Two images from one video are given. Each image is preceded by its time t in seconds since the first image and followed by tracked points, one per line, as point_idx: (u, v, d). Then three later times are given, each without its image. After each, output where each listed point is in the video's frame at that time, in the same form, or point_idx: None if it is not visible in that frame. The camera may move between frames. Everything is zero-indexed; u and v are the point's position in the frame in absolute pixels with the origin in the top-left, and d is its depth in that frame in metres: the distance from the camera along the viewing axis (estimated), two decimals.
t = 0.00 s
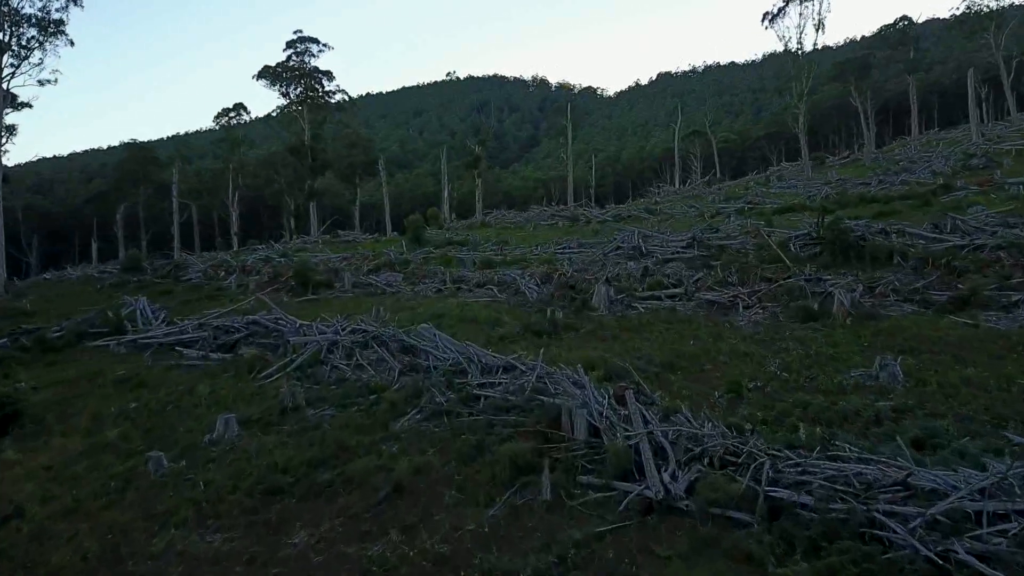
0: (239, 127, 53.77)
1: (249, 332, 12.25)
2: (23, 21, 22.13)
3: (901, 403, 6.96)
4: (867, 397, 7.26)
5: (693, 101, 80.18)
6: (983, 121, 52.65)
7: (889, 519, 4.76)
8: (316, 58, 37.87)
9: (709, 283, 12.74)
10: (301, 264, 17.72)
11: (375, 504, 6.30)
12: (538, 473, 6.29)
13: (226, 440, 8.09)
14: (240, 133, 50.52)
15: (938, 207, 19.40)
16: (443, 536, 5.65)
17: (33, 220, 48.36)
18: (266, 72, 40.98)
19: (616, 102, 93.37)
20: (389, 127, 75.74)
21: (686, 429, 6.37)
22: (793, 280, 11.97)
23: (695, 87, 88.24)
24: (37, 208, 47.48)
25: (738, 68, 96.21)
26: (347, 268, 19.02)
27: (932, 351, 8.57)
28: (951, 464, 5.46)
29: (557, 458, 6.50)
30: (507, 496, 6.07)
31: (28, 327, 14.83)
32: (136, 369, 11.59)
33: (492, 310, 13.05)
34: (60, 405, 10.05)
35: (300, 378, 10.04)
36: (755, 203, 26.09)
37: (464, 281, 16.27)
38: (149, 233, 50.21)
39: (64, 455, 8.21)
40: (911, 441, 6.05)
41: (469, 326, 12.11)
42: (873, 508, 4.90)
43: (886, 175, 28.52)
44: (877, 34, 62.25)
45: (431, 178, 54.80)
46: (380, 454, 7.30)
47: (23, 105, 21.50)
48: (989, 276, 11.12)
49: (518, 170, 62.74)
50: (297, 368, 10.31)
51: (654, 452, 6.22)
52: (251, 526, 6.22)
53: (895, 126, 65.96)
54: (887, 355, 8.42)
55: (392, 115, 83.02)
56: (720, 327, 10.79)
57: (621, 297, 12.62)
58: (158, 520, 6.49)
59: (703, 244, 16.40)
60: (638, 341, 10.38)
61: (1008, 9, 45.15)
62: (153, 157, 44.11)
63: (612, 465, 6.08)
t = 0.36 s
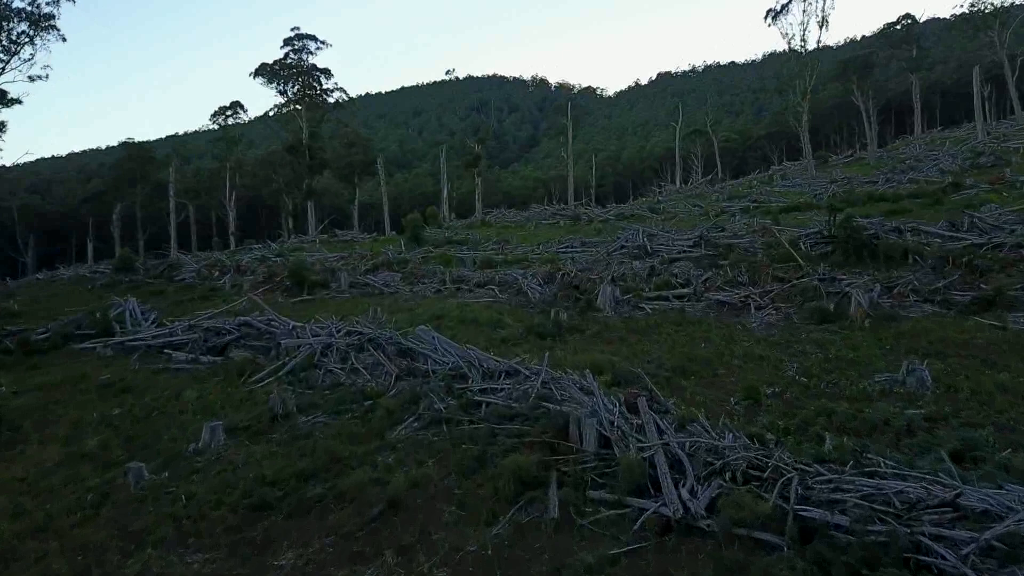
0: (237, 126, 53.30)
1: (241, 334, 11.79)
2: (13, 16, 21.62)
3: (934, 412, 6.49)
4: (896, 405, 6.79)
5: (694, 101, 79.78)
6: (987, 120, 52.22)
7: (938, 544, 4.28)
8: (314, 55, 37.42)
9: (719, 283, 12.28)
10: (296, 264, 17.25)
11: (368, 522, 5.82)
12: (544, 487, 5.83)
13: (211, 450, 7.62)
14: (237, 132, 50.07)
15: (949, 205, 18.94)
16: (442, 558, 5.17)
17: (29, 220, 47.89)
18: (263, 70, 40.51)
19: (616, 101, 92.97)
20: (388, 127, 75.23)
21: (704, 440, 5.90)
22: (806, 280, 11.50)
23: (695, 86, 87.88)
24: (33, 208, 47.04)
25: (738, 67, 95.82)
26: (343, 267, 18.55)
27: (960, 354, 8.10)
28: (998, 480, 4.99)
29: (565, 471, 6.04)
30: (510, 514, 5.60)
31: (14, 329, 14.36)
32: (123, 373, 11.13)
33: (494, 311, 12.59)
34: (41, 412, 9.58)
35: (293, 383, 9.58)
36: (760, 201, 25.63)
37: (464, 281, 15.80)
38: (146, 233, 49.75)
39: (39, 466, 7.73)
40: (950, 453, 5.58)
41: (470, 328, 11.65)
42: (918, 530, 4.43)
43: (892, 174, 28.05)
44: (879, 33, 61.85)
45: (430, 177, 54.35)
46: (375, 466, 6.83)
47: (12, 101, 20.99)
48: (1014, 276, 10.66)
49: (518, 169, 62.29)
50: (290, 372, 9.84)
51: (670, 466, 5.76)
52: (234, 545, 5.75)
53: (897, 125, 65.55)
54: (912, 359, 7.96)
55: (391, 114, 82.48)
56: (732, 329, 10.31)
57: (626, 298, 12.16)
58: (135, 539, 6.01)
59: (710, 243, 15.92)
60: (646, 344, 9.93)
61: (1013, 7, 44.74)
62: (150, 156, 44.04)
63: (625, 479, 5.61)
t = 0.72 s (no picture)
0: (234, 125, 52.85)
1: (231, 336, 11.32)
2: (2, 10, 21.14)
3: (970, 421, 6.05)
4: (928, 413, 6.34)
5: (694, 100, 79.45)
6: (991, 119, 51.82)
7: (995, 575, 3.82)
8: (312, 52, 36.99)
9: (729, 283, 11.83)
10: (291, 264, 16.79)
11: (360, 541, 5.33)
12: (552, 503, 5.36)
13: (195, 461, 7.17)
14: (235, 131, 49.62)
15: (960, 203, 18.53)
16: None
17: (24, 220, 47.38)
18: (260, 67, 40.02)
19: (616, 101, 92.65)
20: (387, 127, 74.74)
21: (726, 453, 5.44)
22: (820, 279, 11.05)
23: (695, 86, 87.55)
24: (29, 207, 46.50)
25: (738, 67, 95.49)
26: (340, 267, 18.07)
27: (990, 358, 7.66)
28: None
29: (574, 486, 5.56)
30: (516, 533, 5.13)
31: None
32: (108, 376, 10.66)
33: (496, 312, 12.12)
34: (19, 419, 9.11)
35: (285, 388, 9.12)
36: (764, 201, 25.16)
37: (464, 281, 15.34)
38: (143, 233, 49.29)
39: (11, 477, 7.25)
40: (994, 469, 5.12)
41: (470, 330, 11.19)
42: (971, 559, 3.98)
43: (898, 172, 27.65)
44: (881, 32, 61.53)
45: (429, 177, 53.91)
46: (370, 478, 6.35)
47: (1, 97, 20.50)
48: None
49: (518, 169, 61.89)
50: (281, 377, 9.37)
51: (689, 481, 5.30)
52: (215, 567, 5.27)
53: (899, 125, 65.18)
54: (940, 364, 7.50)
55: (390, 114, 82.03)
56: (744, 331, 9.85)
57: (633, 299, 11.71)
58: (107, 560, 5.53)
59: (717, 242, 15.46)
60: (656, 346, 9.47)
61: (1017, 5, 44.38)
62: (146, 156, 43.50)
63: (640, 496, 5.15)
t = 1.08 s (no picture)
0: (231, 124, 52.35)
1: (221, 338, 10.84)
2: None
3: (1012, 433, 5.60)
4: (964, 424, 5.90)
5: (695, 100, 79.02)
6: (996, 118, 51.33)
7: None
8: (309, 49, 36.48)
9: (740, 283, 11.39)
10: (286, 263, 16.32)
11: (352, 565, 4.87)
12: (561, 523, 4.89)
13: (177, 472, 6.71)
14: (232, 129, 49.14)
15: (972, 201, 18.08)
16: None
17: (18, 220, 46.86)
18: (257, 65, 39.49)
19: (615, 101, 92.24)
20: (386, 126, 74.28)
21: (751, 468, 4.99)
22: (836, 279, 10.60)
23: (696, 85, 87.16)
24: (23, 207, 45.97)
25: (738, 67, 95.07)
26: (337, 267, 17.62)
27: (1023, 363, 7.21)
28: None
29: (585, 504, 5.09)
30: (522, 556, 4.66)
31: None
32: (92, 381, 10.18)
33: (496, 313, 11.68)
34: None
35: (275, 394, 8.66)
36: (770, 199, 24.70)
37: (464, 281, 14.89)
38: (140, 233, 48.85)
39: None
40: None
41: (470, 332, 10.73)
42: None
43: (905, 170, 27.20)
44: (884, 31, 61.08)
45: (429, 176, 53.47)
46: (363, 493, 5.89)
47: None
48: None
49: (518, 169, 61.43)
50: (272, 382, 8.90)
51: (711, 498, 4.84)
52: None
53: (901, 125, 64.74)
54: (972, 370, 7.04)
55: (389, 114, 81.57)
56: (758, 333, 9.40)
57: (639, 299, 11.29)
58: None
59: (725, 241, 15.01)
60: (667, 349, 9.02)
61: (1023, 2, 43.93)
62: (142, 154, 43.01)
63: (658, 515, 4.68)
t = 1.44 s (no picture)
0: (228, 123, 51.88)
1: (211, 341, 10.37)
2: None
3: None
4: (1008, 438, 5.44)
5: (696, 99, 78.61)
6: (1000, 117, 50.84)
7: None
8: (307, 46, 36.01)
9: (751, 283, 10.95)
10: (281, 264, 15.86)
11: None
12: (572, 545, 4.44)
13: (157, 487, 6.24)
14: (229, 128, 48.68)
15: (984, 200, 17.62)
16: None
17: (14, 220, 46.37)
18: (253, 63, 39.01)
19: (615, 101, 91.85)
20: (385, 126, 73.81)
21: (782, 488, 4.52)
22: (854, 279, 10.14)
23: (696, 85, 86.78)
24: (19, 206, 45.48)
25: (739, 66, 94.67)
26: (333, 266, 17.19)
27: None
28: None
29: (598, 527, 4.63)
30: None
31: None
32: (75, 386, 9.71)
33: (498, 315, 11.26)
34: None
35: (266, 401, 8.19)
36: (775, 198, 24.26)
37: (464, 281, 14.43)
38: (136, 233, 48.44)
39: None
40: None
41: (471, 335, 10.29)
42: None
43: (912, 169, 26.73)
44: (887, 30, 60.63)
45: (428, 176, 53.03)
46: (356, 512, 5.43)
47: None
48: None
49: (517, 168, 61.00)
50: (262, 388, 8.43)
51: (738, 522, 4.38)
52: None
53: (903, 124, 64.30)
54: (1009, 379, 6.58)
55: (388, 114, 81.15)
56: (773, 336, 8.95)
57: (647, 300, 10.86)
58: None
59: (733, 240, 14.56)
60: (678, 354, 8.57)
61: None
62: (139, 153, 42.56)
63: (680, 543, 4.21)
